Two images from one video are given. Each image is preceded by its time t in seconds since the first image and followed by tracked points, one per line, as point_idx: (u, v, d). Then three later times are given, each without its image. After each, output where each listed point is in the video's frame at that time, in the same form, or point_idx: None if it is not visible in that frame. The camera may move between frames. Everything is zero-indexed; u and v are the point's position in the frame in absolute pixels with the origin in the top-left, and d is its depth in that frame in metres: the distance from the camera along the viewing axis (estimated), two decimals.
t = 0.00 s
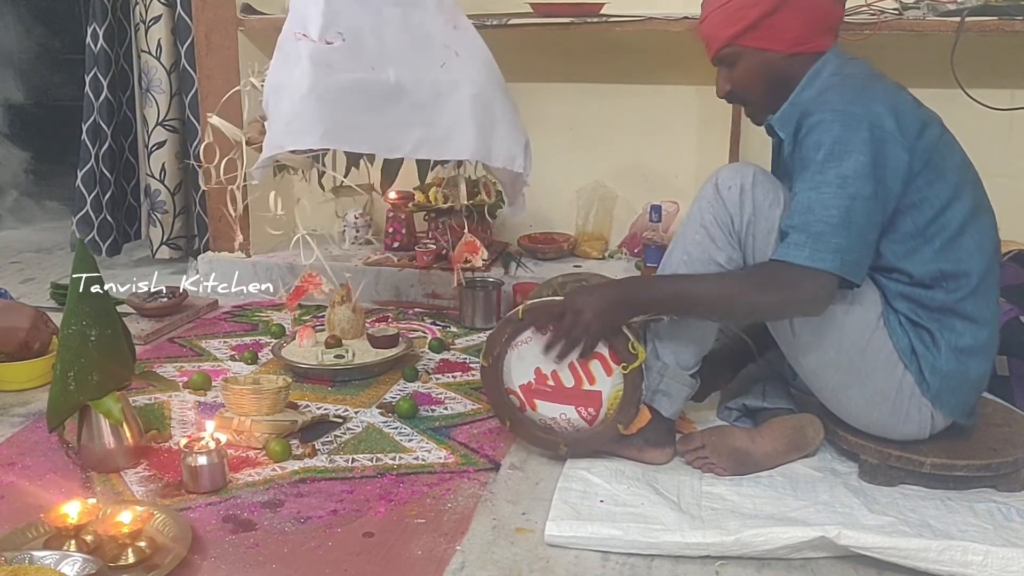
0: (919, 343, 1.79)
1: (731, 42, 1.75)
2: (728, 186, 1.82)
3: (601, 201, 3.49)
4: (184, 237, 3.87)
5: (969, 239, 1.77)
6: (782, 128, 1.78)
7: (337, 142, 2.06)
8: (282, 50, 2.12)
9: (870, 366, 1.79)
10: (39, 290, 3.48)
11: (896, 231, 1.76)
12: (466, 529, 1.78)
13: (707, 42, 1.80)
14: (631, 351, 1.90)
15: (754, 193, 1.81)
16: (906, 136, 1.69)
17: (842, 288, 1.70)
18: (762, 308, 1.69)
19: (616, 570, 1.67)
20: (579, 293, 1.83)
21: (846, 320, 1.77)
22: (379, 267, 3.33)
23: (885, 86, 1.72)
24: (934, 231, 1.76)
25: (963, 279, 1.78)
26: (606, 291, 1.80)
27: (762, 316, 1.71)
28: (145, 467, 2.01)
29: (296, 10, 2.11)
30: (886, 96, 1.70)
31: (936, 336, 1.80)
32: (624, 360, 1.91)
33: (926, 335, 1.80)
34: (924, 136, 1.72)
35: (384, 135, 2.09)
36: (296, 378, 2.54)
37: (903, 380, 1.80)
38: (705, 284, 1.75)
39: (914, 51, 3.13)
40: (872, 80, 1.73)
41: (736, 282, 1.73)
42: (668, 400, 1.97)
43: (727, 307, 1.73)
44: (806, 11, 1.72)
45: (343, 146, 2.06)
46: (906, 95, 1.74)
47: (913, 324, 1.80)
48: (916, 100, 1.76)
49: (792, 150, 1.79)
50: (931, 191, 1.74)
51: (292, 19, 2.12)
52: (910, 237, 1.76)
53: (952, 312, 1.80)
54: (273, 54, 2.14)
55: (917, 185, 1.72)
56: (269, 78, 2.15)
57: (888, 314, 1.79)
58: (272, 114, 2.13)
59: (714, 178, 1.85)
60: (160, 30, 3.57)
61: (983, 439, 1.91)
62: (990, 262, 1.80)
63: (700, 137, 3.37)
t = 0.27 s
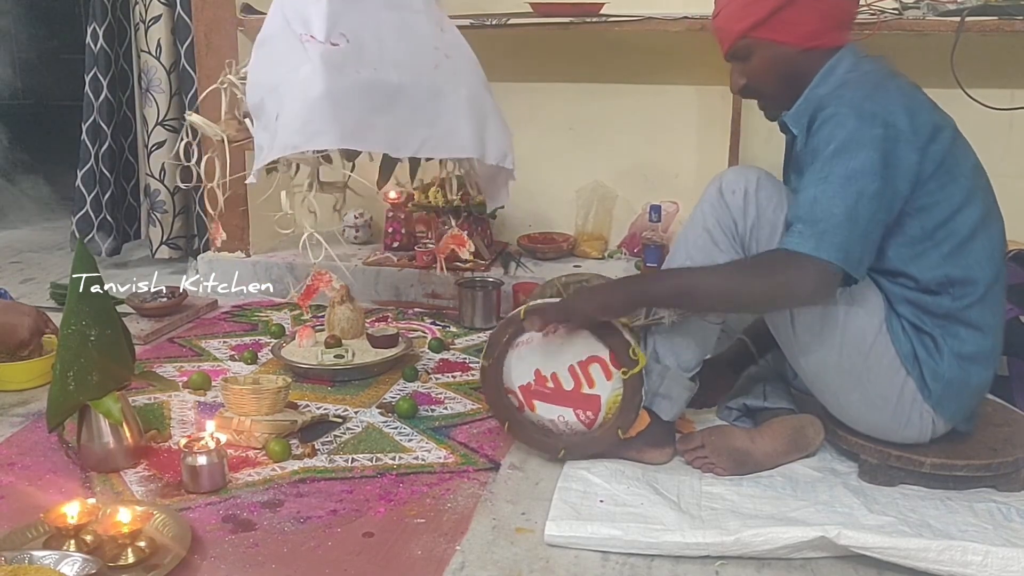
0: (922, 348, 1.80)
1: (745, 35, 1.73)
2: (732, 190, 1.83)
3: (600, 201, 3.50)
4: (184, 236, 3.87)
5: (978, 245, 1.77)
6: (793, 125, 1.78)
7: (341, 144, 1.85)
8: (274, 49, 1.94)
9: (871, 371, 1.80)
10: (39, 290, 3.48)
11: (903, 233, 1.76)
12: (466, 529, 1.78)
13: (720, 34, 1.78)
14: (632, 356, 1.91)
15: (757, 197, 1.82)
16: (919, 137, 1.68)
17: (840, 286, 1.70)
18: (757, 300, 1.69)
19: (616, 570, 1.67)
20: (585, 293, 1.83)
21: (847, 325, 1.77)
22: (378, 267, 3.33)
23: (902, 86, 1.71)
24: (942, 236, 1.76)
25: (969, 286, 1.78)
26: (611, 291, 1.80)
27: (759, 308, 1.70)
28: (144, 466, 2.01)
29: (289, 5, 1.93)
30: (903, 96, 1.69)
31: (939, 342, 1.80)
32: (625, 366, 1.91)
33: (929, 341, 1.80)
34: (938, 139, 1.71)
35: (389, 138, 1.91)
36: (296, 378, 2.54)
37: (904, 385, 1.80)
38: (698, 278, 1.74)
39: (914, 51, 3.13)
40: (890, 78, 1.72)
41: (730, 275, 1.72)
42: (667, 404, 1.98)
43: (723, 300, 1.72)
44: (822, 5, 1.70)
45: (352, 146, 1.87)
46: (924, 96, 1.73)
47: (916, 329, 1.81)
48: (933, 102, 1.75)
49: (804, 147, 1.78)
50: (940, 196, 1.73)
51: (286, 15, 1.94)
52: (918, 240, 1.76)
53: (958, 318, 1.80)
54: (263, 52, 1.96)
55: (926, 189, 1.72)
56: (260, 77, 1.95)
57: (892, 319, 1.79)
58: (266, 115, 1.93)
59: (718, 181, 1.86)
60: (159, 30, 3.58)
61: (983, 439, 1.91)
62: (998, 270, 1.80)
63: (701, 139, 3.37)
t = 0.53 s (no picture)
0: (924, 352, 1.80)
1: (753, 33, 1.73)
2: (733, 193, 1.84)
3: (600, 201, 3.50)
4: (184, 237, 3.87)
5: (983, 248, 1.77)
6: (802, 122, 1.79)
7: (344, 140, 1.86)
8: (268, 50, 1.94)
9: (872, 373, 1.80)
10: (39, 290, 3.48)
11: (908, 234, 1.76)
12: (466, 529, 1.78)
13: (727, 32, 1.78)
14: (634, 358, 1.90)
15: (760, 201, 1.83)
16: (926, 138, 1.69)
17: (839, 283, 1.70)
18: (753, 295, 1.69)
19: (616, 570, 1.67)
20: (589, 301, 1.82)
21: (850, 327, 1.77)
22: (378, 267, 3.33)
23: (913, 86, 1.72)
24: (947, 238, 1.76)
25: (973, 290, 1.78)
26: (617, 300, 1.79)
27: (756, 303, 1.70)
28: (144, 467, 2.01)
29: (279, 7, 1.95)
30: (913, 95, 1.70)
31: (942, 345, 1.80)
32: (627, 368, 1.91)
33: (931, 345, 1.80)
34: (945, 141, 1.72)
35: (385, 137, 1.93)
36: (296, 378, 2.54)
37: (906, 389, 1.80)
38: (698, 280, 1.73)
39: (915, 51, 3.13)
40: (900, 76, 1.73)
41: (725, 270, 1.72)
42: (669, 406, 1.99)
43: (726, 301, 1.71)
44: (830, 3, 1.71)
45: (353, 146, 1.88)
46: (934, 96, 1.74)
47: (918, 332, 1.81)
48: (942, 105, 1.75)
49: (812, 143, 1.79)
50: (946, 198, 1.73)
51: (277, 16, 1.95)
52: (923, 241, 1.76)
53: (961, 322, 1.80)
54: (251, 53, 1.95)
55: (932, 190, 1.72)
56: (250, 78, 1.93)
57: (894, 322, 1.79)
58: (261, 114, 1.91)
59: (720, 182, 1.86)
60: (159, 30, 3.58)
61: (984, 439, 1.91)
62: (1002, 274, 1.80)
63: (701, 140, 3.37)
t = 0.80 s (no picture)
0: (926, 355, 1.80)
1: (756, 34, 1.72)
2: (737, 193, 1.84)
3: (600, 201, 3.51)
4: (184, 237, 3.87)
5: (984, 249, 1.77)
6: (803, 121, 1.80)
7: (344, 141, 1.87)
8: (261, 50, 1.93)
9: (873, 376, 1.80)
10: (39, 290, 3.48)
11: (909, 234, 1.76)
12: (466, 529, 1.78)
13: (727, 36, 1.78)
14: (631, 358, 1.91)
15: (764, 201, 1.83)
16: (927, 137, 1.69)
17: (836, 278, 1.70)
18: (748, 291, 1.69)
19: (616, 570, 1.67)
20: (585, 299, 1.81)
21: (851, 330, 1.77)
22: (378, 267, 3.33)
23: (916, 85, 1.72)
24: (948, 238, 1.76)
25: (974, 291, 1.78)
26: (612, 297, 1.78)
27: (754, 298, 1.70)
28: (144, 467, 2.01)
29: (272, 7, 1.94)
30: (916, 94, 1.70)
31: (942, 347, 1.80)
32: (625, 368, 1.91)
33: (932, 347, 1.80)
34: (947, 141, 1.72)
35: (378, 137, 1.94)
36: (296, 378, 2.54)
37: (906, 392, 1.80)
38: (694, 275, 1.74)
39: (915, 51, 3.13)
40: (903, 74, 1.73)
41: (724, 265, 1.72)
42: (673, 404, 2.00)
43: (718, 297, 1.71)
44: (832, 4, 1.71)
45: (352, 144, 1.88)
46: (937, 96, 1.74)
47: (919, 335, 1.81)
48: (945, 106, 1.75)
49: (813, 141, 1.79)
50: (947, 198, 1.73)
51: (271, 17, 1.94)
52: (925, 241, 1.76)
53: (962, 324, 1.80)
54: (244, 53, 1.93)
55: (932, 190, 1.72)
56: (243, 77, 1.91)
57: (896, 325, 1.79)
58: (256, 113, 1.89)
59: (723, 182, 1.86)
60: (159, 30, 3.58)
61: (984, 439, 1.91)
62: (1002, 276, 1.81)
63: (701, 140, 3.38)
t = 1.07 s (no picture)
0: (927, 355, 1.80)
1: (758, 38, 1.73)
2: (738, 195, 1.84)
3: (600, 201, 3.50)
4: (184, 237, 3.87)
5: (985, 248, 1.77)
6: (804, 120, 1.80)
7: (346, 141, 1.88)
8: (259, 48, 1.90)
9: (875, 376, 1.79)
10: (39, 290, 3.47)
11: (909, 232, 1.76)
12: (466, 529, 1.78)
13: (730, 46, 1.79)
14: (638, 356, 1.91)
15: (764, 201, 1.83)
16: (928, 135, 1.69)
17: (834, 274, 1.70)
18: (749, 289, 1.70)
19: (616, 570, 1.67)
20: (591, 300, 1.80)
21: (853, 330, 1.77)
22: (378, 267, 3.33)
23: (918, 83, 1.72)
24: (948, 237, 1.76)
25: (975, 290, 1.78)
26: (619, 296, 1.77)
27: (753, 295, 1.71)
28: (144, 466, 2.01)
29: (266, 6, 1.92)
30: (918, 93, 1.70)
31: (944, 347, 1.80)
32: (632, 367, 1.91)
33: (933, 347, 1.80)
34: (948, 140, 1.72)
35: (374, 137, 1.97)
36: (296, 378, 2.54)
37: (908, 392, 1.80)
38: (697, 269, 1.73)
39: (916, 51, 3.13)
40: (905, 71, 1.73)
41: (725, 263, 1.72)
42: (671, 407, 1.98)
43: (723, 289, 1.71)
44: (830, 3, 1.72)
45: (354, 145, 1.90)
46: (939, 94, 1.73)
47: (920, 335, 1.80)
48: (946, 104, 1.75)
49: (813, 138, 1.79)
50: (947, 197, 1.74)
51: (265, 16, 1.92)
52: (925, 239, 1.76)
53: (963, 324, 1.80)
54: (238, 51, 1.90)
55: (933, 188, 1.72)
56: (239, 76, 1.88)
57: (897, 325, 1.79)
58: (256, 113, 1.86)
59: (723, 184, 1.86)
60: (159, 29, 3.59)
61: (984, 439, 1.91)
62: (1003, 275, 1.80)
63: (701, 140, 3.38)
